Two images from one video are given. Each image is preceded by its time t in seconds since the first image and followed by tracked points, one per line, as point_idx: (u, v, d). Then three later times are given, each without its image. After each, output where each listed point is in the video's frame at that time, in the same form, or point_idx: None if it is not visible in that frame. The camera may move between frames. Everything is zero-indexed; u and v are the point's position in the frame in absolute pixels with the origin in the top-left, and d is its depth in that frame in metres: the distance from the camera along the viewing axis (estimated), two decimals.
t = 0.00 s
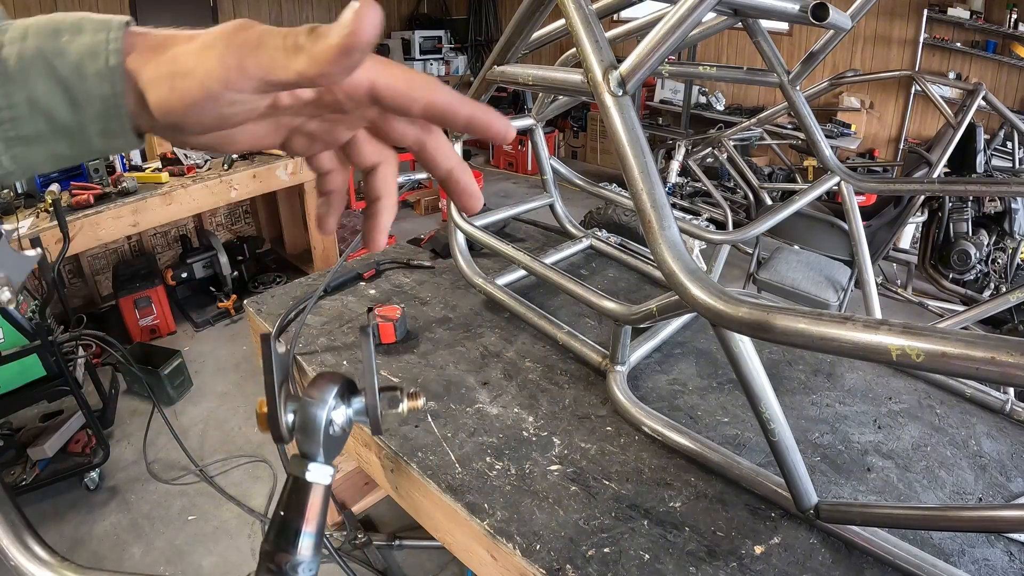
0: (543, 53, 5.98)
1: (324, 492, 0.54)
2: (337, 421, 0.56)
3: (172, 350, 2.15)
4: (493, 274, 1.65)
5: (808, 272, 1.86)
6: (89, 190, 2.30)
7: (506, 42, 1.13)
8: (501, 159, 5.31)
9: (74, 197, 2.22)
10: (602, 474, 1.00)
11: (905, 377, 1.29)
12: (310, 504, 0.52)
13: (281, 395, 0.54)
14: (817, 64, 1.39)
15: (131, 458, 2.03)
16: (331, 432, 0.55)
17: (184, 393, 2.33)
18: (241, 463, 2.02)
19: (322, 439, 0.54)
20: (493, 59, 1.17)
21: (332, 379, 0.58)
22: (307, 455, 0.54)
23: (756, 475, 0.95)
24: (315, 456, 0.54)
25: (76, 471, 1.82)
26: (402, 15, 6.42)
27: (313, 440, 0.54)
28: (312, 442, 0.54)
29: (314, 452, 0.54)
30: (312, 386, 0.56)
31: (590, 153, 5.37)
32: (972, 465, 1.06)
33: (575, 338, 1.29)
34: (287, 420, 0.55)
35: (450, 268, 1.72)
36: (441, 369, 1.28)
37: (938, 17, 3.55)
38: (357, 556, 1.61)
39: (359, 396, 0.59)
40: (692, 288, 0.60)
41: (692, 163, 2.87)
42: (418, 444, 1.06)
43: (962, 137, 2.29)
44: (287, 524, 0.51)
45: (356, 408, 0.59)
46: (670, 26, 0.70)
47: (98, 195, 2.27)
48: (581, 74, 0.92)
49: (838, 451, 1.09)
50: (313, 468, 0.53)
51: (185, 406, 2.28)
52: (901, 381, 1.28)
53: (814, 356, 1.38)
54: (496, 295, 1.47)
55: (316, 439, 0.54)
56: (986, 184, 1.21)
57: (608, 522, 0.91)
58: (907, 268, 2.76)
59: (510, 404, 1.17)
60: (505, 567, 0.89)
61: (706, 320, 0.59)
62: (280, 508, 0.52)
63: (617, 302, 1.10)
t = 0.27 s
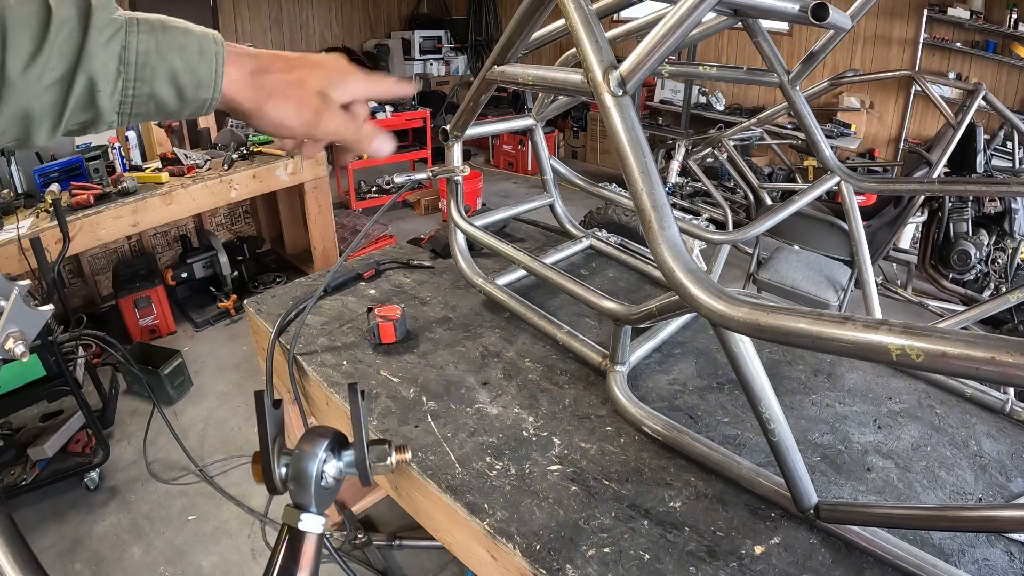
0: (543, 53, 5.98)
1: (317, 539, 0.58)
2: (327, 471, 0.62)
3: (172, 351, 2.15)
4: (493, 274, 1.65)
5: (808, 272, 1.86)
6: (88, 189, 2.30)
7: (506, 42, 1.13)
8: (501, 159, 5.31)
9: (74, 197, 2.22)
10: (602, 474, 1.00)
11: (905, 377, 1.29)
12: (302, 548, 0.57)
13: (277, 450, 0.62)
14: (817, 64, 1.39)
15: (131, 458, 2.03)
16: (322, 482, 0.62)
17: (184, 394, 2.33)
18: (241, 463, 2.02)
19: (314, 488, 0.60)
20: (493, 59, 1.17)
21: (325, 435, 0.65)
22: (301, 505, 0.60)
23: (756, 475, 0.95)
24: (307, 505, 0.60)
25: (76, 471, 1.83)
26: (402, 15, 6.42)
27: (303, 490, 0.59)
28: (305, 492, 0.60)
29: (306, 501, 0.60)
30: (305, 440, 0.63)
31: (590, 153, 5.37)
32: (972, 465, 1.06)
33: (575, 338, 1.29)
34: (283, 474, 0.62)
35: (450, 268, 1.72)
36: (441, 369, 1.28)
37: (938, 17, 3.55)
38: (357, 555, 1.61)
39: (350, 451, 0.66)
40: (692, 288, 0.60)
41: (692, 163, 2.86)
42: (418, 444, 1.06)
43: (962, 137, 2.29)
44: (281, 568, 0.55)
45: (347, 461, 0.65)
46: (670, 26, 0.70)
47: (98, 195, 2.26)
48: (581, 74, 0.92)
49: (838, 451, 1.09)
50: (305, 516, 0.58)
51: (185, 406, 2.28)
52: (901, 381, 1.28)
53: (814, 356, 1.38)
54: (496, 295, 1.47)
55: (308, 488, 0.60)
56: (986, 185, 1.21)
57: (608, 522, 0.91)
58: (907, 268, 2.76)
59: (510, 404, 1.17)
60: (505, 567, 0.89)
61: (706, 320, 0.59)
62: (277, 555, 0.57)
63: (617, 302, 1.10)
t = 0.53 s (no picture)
0: (543, 53, 5.98)
1: (326, 540, 0.58)
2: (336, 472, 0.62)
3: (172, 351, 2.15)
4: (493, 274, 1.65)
5: (808, 272, 1.86)
6: (88, 189, 2.30)
7: (506, 42, 1.13)
8: (501, 159, 5.31)
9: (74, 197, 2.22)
10: (602, 474, 1.00)
11: (905, 377, 1.29)
12: (309, 548, 0.57)
13: (285, 452, 0.62)
14: (817, 64, 1.39)
15: (132, 457, 2.03)
16: (331, 482, 0.61)
17: (184, 394, 2.33)
18: (241, 463, 2.02)
19: (323, 489, 0.60)
20: (493, 59, 1.17)
21: (333, 436, 0.65)
22: (310, 506, 0.60)
23: (756, 475, 0.95)
24: (315, 506, 0.60)
25: (76, 471, 1.82)
26: (402, 15, 6.42)
27: (311, 492, 0.59)
28: (314, 493, 0.60)
29: (315, 502, 0.60)
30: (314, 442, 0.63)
31: (590, 152, 5.37)
32: (972, 465, 1.06)
33: (575, 338, 1.29)
34: (292, 474, 0.62)
35: (450, 268, 1.73)
36: (441, 369, 1.28)
37: (938, 17, 3.55)
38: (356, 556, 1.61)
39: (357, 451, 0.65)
40: (692, 288, 0.60)
41: (692, 163, 2.87)
42: (418, 444, 1.06)
43: (962, 137, 2.29)
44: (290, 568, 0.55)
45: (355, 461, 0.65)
46: (670, 26, 0.70)
47: (97, 195, 2.26)
48: (581, 73, 0.92)
49: (838, 451, 1.09)
50: (313, 517, 0.58)
51: (185, 406, 2.28)
52: (901, 381, 1.28)
53: (814, 356, 1.38)
54: (496, 295, 1.47)
55: (317, 490, 0.60)
56: (986, 185, 1.21)
57: (608, 522, 0.91)
58: (907, 268, 2.76)
59: (510, 404, 1.17)
60: (505, 567, 0.89)
61: (705, 320, 0.59)
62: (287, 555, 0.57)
63: (617, 301, 1.10)
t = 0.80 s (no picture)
0: (543, 53, 5.98)
1: (311, 543, 0.59)
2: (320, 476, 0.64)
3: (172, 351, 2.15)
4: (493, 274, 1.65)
5: (807, 272, 1.86)
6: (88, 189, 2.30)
7: (506, 42, 1.13)
8: (501, 159, 5.31)
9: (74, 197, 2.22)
10: (602, 473, 1.00)
11: (905, 377, 1.29)
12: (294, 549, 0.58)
13: (270, 458, 0.63)
14: (817, 64, 1.39)
15: (131, 458, 2.03)
16: (314, 487, 0.63)
17: (184, 393, 2.33)
18: (241, 463, 2.02)
19: (306, 493, 0.61)
20: (493, 59, 1.17)
21: (316, 442, 0.66)
22: (294, 511, 0.61)
23: (756, 475, 0.95)
24: (300, 510, 0.61)
25: (76, 471, 1.82)
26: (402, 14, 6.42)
27: (296, 495, 0.61)
28: (297, 499, 0.61)
29: (299, 505, 0.61)
30: (297, 448, 0.64)
31: (590, 153, 5.37)
32: (972, 465, 1.06)
33: (575, 338, 1.29)
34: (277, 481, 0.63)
35: (450, 268, 1.73)
36: (441, 369, 1.28)
37: (938, 18, 3.55)
38: (356, 556, 1.60)
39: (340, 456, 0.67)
40: (691, 288, 0.60)
41: (692, 163, 2.86)
42: (418, 444, 1.06)
43: (962, 137, 2.29)
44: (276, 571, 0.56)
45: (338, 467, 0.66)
46: (671, 26, 0.70)
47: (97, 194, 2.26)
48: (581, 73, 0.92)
49: (838, 451, 1.08)
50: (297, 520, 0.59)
51: (185, 406, 2.28)
52: (901, 381, 1.28)
53: (814, 356, 1.38)
54: (496, 295, 1.47)
55: (301, 494, 0.61)
56: (986, 184, 1.21)
57: (608, 522, 0.91)
58: (907, 268, 2.76)
59: (510, 404, 1.17)
60: (505, 567, 0.89)
61: (705, 320, 0.59)
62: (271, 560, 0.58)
63: (617, 302, 1.10)
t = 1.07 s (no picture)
0: (543, 53, 5.98)
1: (287, 529, 0.60)
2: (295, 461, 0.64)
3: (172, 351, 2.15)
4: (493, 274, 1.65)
5: (808, 272, 1.86)
6: (88, 189, 2.30)
7: (507, 42, 1.13)
8: (501, 159, 5.31)
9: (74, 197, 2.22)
10: (603, 473, 1.00)
11: (905, 377, 1.29)
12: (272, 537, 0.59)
13: (245, 444, 0.62)
14: (817, 64, 1.39)
15: (131, 458, 2.03)
16: (289, 472, 0.63)
17: (184, 394, 2.33)
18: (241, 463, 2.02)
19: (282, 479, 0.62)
20: (493, 58, 1.17)
21: (290, 425, 0.65)
22: (270, 495, 0.61)
23: (756, 475, 0.95)
24: (276, 495, 0.61)
25: (76, 471, 1.82)
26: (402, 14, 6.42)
27: (272, 482, 0.61)
28: (273, 484, 0.61)
29: (275, 492, 0.61)
30: (271, 432, 0.63)
31: (590, 153, 5.37)
32: (972, 465, 1.06)
33: (575, 338, 1.29)
34: (250, 464, 0.62)
35: (450, 268, 1.73)
36: (441, 369, 1.28)
37: (938, 17, 3.55)
38: (356, 556, 1.60)
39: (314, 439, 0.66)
40: (692, 288, 0.60)
41: (692, 163, 2.86)
42: (418, 444, 1.06)
43: (962, 137, 2.29)
44: (254, 558, 0.58)
45: (311, 449, 0.66)
46: (671, 25, 0.70)
47: (97, 194, 2.26)
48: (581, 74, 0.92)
49: (838, 451, 1.08)
50: (273, 506, 0.60)
51: (184, 406, 2.28)
52: (901, 381, 1.28)
53: (814, 356, 1.38)
54: (496, 295, 1.47)
55: (276, 481, 0.61)
56: (986, 184, 1.21)
57: (608, 522, 0.91)
58: (907, 268, 2.76)
59: (510, 404, 1.17)
60: (505, 567, 0.89)
61: (705, 320, 0.59)
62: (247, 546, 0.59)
63: (617, 302, 1.10)
